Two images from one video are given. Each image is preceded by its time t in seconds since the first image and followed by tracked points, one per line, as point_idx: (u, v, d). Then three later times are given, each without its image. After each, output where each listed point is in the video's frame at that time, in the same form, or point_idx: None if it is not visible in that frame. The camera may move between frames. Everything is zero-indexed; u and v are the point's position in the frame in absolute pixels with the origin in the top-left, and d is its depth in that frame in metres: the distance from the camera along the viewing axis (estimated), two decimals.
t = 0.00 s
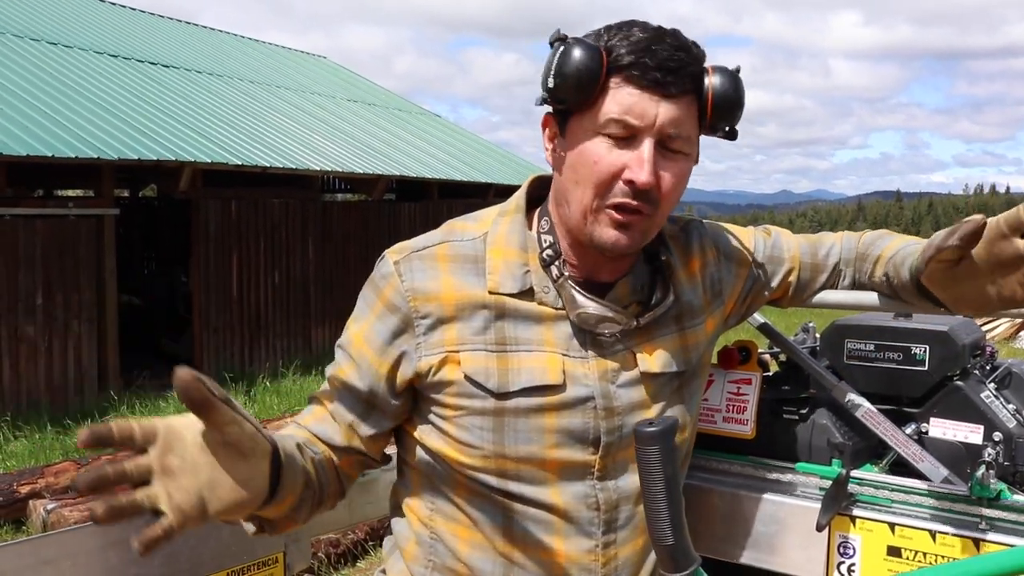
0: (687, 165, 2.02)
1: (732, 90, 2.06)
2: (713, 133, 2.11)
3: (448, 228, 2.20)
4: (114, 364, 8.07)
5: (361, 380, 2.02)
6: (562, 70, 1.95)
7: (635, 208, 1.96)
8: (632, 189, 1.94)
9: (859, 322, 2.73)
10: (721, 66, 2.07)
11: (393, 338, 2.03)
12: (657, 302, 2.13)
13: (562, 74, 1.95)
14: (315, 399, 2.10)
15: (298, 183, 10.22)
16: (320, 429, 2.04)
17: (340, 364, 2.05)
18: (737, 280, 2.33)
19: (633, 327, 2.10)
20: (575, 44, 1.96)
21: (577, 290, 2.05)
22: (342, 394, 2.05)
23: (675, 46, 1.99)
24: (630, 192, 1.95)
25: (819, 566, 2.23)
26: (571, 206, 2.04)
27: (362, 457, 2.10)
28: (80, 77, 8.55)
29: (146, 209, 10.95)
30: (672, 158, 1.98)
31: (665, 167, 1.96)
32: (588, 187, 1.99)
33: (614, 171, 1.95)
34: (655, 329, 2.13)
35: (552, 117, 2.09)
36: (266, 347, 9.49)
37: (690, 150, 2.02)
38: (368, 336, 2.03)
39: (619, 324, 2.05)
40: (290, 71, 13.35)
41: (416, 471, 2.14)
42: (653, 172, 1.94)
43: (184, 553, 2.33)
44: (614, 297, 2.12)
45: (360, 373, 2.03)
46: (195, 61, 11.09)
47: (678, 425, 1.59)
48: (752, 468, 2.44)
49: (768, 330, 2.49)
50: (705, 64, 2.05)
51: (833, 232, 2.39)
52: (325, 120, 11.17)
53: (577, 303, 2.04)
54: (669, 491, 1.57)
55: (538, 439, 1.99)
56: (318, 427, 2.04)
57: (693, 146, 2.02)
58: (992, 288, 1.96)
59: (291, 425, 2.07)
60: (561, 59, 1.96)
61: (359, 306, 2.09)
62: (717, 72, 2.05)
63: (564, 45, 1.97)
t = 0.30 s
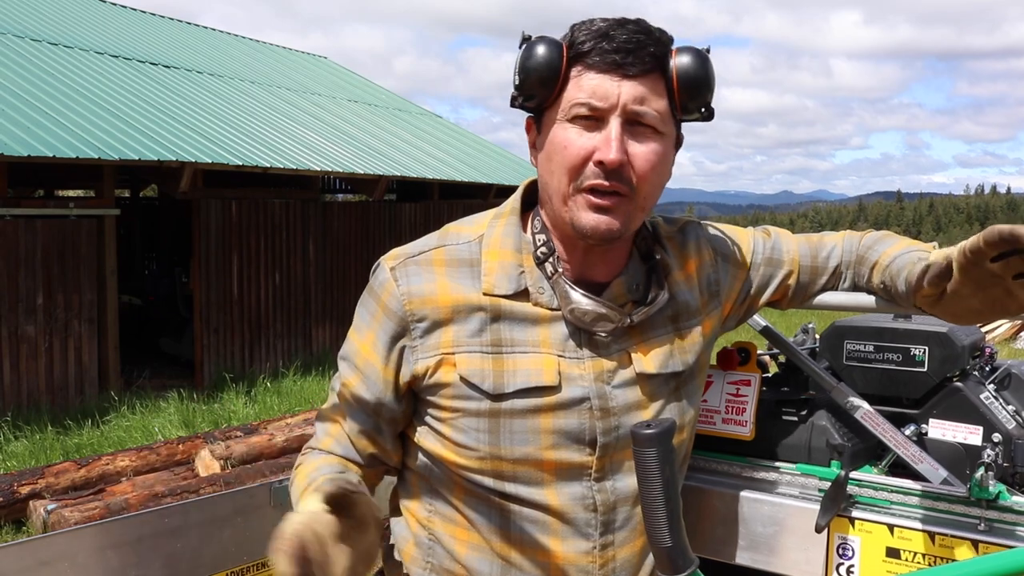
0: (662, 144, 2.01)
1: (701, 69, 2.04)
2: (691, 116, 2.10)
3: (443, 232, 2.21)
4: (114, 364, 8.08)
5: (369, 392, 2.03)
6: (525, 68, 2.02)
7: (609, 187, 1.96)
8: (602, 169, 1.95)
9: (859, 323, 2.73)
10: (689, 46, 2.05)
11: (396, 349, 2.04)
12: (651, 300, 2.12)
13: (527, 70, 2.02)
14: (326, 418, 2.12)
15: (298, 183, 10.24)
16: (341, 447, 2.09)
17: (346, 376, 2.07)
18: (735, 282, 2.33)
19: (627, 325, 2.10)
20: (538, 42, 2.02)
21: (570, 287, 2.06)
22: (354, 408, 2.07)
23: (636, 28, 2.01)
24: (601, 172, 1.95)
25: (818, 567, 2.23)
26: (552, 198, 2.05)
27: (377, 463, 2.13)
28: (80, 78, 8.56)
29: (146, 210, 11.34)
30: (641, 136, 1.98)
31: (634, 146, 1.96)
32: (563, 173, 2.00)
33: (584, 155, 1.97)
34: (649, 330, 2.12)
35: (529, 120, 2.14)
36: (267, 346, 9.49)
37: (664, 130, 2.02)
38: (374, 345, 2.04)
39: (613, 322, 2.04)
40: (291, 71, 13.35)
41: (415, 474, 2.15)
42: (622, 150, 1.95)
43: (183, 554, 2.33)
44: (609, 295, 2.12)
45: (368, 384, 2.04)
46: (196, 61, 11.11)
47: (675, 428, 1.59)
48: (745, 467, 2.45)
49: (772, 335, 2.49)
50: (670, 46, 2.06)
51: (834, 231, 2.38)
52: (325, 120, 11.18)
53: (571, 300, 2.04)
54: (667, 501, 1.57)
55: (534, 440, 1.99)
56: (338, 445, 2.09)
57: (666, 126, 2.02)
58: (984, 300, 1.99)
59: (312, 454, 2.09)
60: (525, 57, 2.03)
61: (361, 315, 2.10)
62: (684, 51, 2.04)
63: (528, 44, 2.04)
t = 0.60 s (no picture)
0: (671, 155, 2.01)
1: (703, 78, 2.07)
2: (686, 121, 2.12)
3: (437, 237, 2.21)
4: (114, 363, 8.07)
5: (380, 398, 2.01)
6: (544, 76, 1.92)
7: (628, 204, 1.96)
8: (625, 186, 1.93)
9: (860, 325, 2.73)
10: (693, 56, 2.08)
11: (399, 354, 2.03)
12: (646, 294, 2.12)
13: (545, 80, 1.92)
14: (337, 435, 2.07)
15: (299, 182, 10.24)
16: (360, 462, 2.05)
17: (352, 388, 2.03)
18: (727, 282, 2.33)
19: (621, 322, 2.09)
20: (553, 50, 1.93)
21: (564, 287, 2.05)
22: (367, 419, 2.05)
23: (649, 40, 1.98)
24: (623, 188, 1.93)
25: (818, 569, 2.23)
26: (563, 207, 2.02)
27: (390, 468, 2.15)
28: (81, 76, 8.56)
29: (147, 209, 11.34)
30: (659, 152, 1.97)
31: (654, 162, 1.95)
32: (582, 188, 1.97)
33: (606, 172, 1.94)
34: (646, 328, 2.12)
35: (529, 121, 2.06)
36: (267, 346, 9.50)
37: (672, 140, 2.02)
38: (381, 349, 2.03)
39: (607, 320, 2.04)
40: (292, 70, 13.35)
41: (413, 474, 2.15)
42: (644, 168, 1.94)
43: (183, 554, 2.33)
44: (604, 295, 2.12)
45: (376, 390, 2.02)
46: (197, 60, 11.11)
47: (676, 427, 1.59)
48: (744, 469, 2.44)
49: (767, 332, 2.49)
50: (676, 55, 2.05)
51: (829, 235, 2.41)
52: (326, 120, 11.18)
53: (565, 301, 2.03)
54: (667, 494, 1.57)
55: (530, 438, 2.00)
56: (358, 460, 2.05)
57: (674, 137, 2.02)
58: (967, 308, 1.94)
59: (336, 475, 2.05)
60: (544, 65, 1.93)
61: (362, 322, 2.08)
62: (689, 61, 2.06)
63: (544, 51, 1.94)
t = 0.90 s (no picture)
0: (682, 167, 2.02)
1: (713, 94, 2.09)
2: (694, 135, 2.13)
3: (439, 233, 2.22)
4: (113, 364, 8.07)
5: (379, 392, 2.02)
6: (569, 83, 1.90)
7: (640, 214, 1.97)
8: (639, 197, 1.94)
9: (860, 327, 2.74)
10: (704, 74, 2.10)
11: (399, 348, 2.03)
12: (647, 291, 2.12)
13: (568, 87, 1.90)
14: (333, 427, 2.11)
15: (300, 183, 10.25)
16: (357, 455, 2.09)
17: (352, 381, 2.05)
18: (727, 283, 2.33)
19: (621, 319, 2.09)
20: (577, 58, 1.92)
21: (566, 285, 2.04)
22: (367, 413, 2.05)
23: (669, 56, 1.98)
24: (637, 199, 1.94)
25: (818, 571, 2.23)
26: (574, 210, 2.01)
27: (387, 461, 2.15)
28: (82, 77, 8.57)
29: (148, 209, 11.34)
30: (671, 164, 1.98)
31: (667, 174, 1.96)
32: (596, 196, 1.96)
33: (622, 181, 1.93)
34: (645, 324, 2.12)
35: (540, 124, 2.04)
36: (267, 346, 9.50)
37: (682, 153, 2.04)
38: (381, 343, 2.04)
39: (610, 317, 2.04)
40: (292, 71, 13.36)
41: (411, 468, 2.15)
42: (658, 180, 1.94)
43: (183, 555, 2.33)
44: (603, 292, 2.12)
45: (375, 382, 2.03)
46: (197, 60, 11.12)
47: (676, 430, 1.59)
48: (744, 471, 2.43)
49: (765, 333, 2.49)
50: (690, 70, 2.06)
51: (830, 238, 2.40)
52: (326, 120, 11.19)
53: (566, 297, 2.03)
54: (666, 495, 1.58)
55: (527, 432, 2.00)
56: (356, 452, 2.09)
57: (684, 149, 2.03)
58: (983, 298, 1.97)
59: (334, 466, 2.08)
60: (570, 73, 1.91)
61: (361, 315, 2.09)
62: (702, 78, 2.08)
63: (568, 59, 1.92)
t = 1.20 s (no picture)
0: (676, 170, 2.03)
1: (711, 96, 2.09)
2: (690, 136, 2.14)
3: (431, 233, 2.22)
4: (110, 364, 8.06)
5: (371, 392, 2.03)
6: (564, 81, 1.91)
7: (633, 214, 1.97)
8: (632, 197, 1.94)
9: (853, 328, 2.74)
10: (703, 75, 2.10)
11: (391, 349, 2.04)
12: (638, 292, 2.13)
13: (564, 86, 1.91)
14: (327, 427, 2.11)
15: (297, 183, 10.25)
16: (351, 455, 2.10)
17: (345, 381, 2.05)
18: (720, 283, 2.33)
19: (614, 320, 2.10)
20: (574, 57, 1.92)
21: (557, 286, 2.05)
22: (359, 414, 2.06)
23: (666, 56, 1.98)
24: (631, 200, 1.95)
25: (811, 570, 2.24)
26: (567, 211, 2.02)
27: (379, 461, 2.16)
28: (79, 77, 8.56)
29: (145, 209, 11.34)
30: (666, 165, 1.99)
31: (660, 175, 1.97)
32: (588, 195, 1.97)
33: (615, 181, 1.94)
34: (637, 326, 2.12)
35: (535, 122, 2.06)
36: (264, 347, 9.49)
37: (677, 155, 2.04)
38: (374, 344, 2.04)
39: (602, 318, 2.04)
40: (290, 72, 13.36)
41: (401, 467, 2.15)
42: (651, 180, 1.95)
43: (176, 555, 2.32)
44: (596, 293, 2.12)
45: (367, 384, 2.03)
46: (194, 61, 11.12)
47: (665, 430, 1.60)
48: (737, 471, 2.44)
49: (760, 334, 2.50)
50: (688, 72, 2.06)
51: (824, 239, 2.41)
52: (324, 121, 11.19)
53: (558, 299, 2.03)
54: (656, 495, 1.58)
55: (516, 433, 2.01)
56: (348, 453, 2.10)
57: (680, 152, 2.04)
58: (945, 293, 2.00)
59: (327, 467, 2.09)
60: (565, 72, 1.91)
61: (354, 316, 2.09)
62: (701, 80, 2.08)
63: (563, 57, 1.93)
